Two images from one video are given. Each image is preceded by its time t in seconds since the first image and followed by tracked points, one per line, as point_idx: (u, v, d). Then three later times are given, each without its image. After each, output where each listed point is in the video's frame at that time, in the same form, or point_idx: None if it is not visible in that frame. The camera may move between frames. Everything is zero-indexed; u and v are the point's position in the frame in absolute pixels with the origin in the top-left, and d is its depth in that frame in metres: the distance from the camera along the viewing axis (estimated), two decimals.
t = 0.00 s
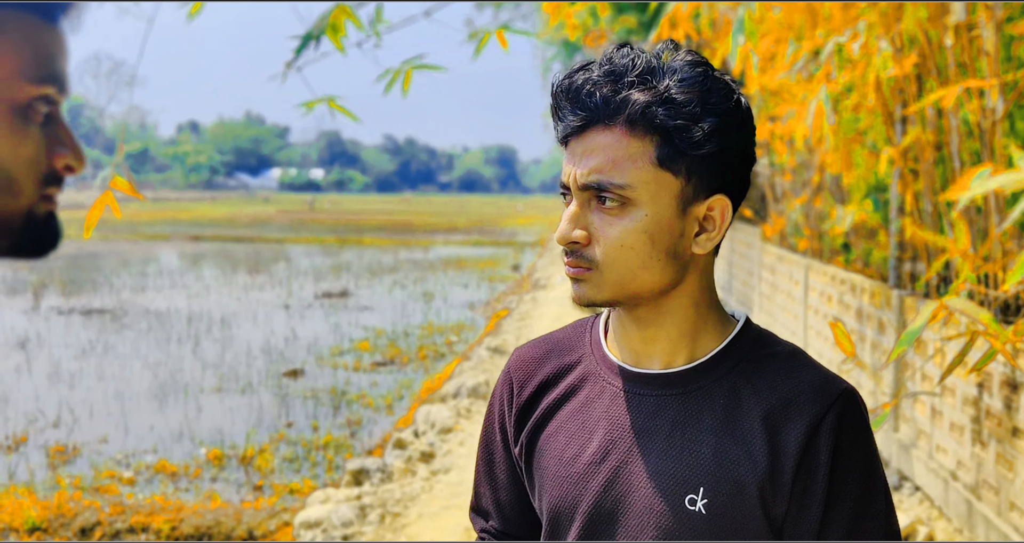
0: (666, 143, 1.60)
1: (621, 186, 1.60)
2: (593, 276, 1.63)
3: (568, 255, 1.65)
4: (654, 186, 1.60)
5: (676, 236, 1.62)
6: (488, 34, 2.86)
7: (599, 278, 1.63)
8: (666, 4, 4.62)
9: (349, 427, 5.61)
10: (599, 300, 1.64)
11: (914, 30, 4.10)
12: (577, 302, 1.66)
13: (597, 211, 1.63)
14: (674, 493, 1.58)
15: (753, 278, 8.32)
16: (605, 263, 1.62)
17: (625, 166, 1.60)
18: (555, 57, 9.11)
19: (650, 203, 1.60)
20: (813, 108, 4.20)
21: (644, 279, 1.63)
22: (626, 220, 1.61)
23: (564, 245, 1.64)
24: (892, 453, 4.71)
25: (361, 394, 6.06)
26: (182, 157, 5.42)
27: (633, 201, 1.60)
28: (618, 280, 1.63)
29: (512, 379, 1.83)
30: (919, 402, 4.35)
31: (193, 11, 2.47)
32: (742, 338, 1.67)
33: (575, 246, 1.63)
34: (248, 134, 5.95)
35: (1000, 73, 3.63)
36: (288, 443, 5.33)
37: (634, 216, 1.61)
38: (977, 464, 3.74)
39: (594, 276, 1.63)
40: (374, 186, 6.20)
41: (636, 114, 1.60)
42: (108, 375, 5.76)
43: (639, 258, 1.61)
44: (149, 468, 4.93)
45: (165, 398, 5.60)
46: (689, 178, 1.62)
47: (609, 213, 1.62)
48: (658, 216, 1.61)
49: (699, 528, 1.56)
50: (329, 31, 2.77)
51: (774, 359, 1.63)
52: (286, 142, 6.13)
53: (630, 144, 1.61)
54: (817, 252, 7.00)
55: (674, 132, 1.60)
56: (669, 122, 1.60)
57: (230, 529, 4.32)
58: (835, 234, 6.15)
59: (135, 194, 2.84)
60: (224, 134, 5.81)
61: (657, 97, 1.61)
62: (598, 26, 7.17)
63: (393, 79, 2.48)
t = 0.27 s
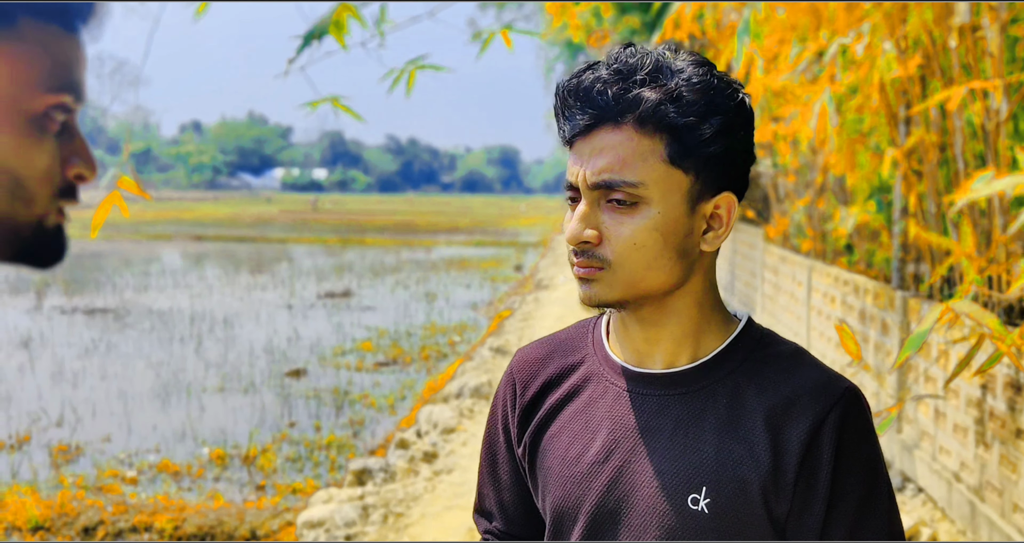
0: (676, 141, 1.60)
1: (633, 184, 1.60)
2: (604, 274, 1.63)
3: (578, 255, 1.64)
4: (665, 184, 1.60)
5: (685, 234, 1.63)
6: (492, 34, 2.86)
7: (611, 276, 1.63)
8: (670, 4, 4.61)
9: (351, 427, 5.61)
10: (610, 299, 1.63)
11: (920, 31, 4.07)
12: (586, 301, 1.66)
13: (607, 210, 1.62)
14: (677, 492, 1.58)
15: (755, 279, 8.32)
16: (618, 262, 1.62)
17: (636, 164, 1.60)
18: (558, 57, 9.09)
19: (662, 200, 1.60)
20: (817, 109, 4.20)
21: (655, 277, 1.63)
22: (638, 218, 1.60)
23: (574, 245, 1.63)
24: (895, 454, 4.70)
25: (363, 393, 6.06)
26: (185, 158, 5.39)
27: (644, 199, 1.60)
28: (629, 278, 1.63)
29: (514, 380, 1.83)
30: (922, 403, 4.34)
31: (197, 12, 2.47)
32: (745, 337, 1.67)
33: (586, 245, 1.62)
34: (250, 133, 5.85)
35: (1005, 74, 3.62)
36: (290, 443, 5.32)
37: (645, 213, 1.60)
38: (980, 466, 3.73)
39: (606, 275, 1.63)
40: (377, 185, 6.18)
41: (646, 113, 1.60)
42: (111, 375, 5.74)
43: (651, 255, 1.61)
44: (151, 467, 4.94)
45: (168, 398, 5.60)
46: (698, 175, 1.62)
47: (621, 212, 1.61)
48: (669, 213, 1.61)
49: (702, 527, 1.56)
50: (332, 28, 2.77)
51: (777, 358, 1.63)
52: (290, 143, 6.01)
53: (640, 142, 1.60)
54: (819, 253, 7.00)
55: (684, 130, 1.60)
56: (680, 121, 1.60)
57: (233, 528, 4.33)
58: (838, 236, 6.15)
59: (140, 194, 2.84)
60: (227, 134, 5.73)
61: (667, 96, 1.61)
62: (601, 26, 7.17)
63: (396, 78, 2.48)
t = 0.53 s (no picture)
0: (683, 142, 1.60)
1: (640, 187, 1.59)
2: (611, 278, 1.62)
3: (584, 259, 1.63)
4: (671, 186, 1.60)
5: (691, 235, 1.63)
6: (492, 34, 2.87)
7: (618, 280, 1.62)
8: (669, 3, 4.59)
9: (350, 426, 5.61)
10: (616, 303, 1.64)
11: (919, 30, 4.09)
12: (593, 305, 1.65)
13: (613, 213, 1.62)
14: (673, 490, 1.58)
15: (753, 279, 8.33)
16: (625, 265, 1.61)
17: (643, 166, 1.59)
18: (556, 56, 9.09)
19: (669, 203, 1.60)
20: (816, 109, 4.20)
21: (661, 279, 1.63)
22: (645, 221, 1.60)
23: (581, 249, 1.62)
24: (894, 454, 4.71)
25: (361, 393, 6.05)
26: (182, 157, 5.46)
27: (651, 202, 1.60)
28: (636, 281, 1.63)
29: (512, 381, 1.83)
30: (921, 403, 4.35)
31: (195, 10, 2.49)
32: (740, 336, 1.67)
33: (592, 249, 1.62)
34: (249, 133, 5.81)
35: (1004, 73, 3.62)
36: (289, 443, 5.31)
37: (653, 217, 1.60)
38: (979, 465, 3.74)
39: (613, 278, 1.62)
40: (375, 185, 6.15)
41: (654, 115, 1.59)
42: (110, 375, 5.69)
43: (658, 258, 1.61)
44: (150, 467, 4.93)
45: (166, 398, 5.59)
46: (702, 177, 1.62)
47: (628, 215, 1.61)
48: (677, 217, 1.60)
49: (699, 525, 1.56)
50: (333, 26, 2.77)
51: (773, 356, 1.63)
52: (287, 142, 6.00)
53: (647, 145, 1.59)
54: (817, 253, 7.01)
55: (691, 131, 1.60)
56: (688, 122, 1.60)
57: (232, 528, 4.33)
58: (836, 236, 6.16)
59: (142, 193, 2.84)
60: (226, 134, 5.71)
61: (674, 97, 1.60)
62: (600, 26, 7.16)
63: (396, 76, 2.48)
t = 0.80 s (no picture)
0: (680, 145, 1.60)
1: (637, 190, 1.59)
2: (607, 280, 1.62)
3: (579, 262, 1.62)
4: (667, 189, 1.60)
5: (686, 236, 1.63)
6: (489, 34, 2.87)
7: (614, 282, 1.62)
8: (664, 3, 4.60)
9: (345, 426, 5.62)
10: (613, 305, 1.64)
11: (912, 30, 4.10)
12: (588, 308, 1.65)
13: (609, 216, 1.61)
14: (665, 490, 1.58)
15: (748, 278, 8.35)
16: (621, 268, 1.61)
17: (639, 168, 1.59)
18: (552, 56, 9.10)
19: (665, 205, 1.60)
20: (810, 108, 4.21)
21: (658, 281, 1.63)
22: (641, 224, 1.60)
23: (577, 252, 1.61)
24: (889, 453, 4.72)
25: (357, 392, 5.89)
26: (176, 155, 5.72)
27: (648, 204, 1.60)
28: (633, 284, 1.63)
29: (504, 380, 1.83)
30: (915, 402, 4.36)
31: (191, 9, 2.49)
32: (733, 334, 1.67)
33: (588, 252, 1.61)
34: (243, 132, 5.78)
35: (997, 73, 3.64)
36: (284, 442, 5.36)
37: (649, 219, 1.60)
38: (973, 464, 3.75)
39: (609, 281, 1.62)
40: (370, 184, 6.11)
41: (652, 117, 1.59)
42: (105, 374, 5.51)
43: (655, 261, 1.61)
44: (145, 466, 4.98)
45: (161, 397, 5.53)
46: (698, 178, 1.63)
47: (624, 218, 1.60)
48: (672, 219, 1.60)
49: (691, 525, 1.56)
50: (330, 26, 2.77)
51: (764, 355, 1.63)
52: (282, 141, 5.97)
53: (643, 147, 1.59)
54: (812, 253, 7.03)
55: (688, 134, 1.60)
56: (685, 125, 1.60)
57: (226, 528, 4.37)
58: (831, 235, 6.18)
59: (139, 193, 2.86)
60: (220, 133, 5.73)
61: (671, 99, 1.60)
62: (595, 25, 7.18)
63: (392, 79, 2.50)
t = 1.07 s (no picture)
0: (681, 146, 1.60)
1: (638, 191, 1.59)
2: (607, 281, 1.62)
3: (579, 262, 1.62)
4: (668, 190, 1.60)
5: (685, 238, 1.64)
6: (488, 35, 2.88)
7: (614, 283, 1.62)
8: (663, 4, 4.59)
9: (343, 426, 5.51)
10: (612, 305, 1.64)
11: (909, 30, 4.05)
12: (588, 308, 1.64)
13: (610, 216, 1.61)
14: (661, 491, 1.58)
15: (746, 279, 8.36)
16: (621, 269, 1.61)
17: (640, 169, 1.59)
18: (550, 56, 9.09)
19: (666, 206, 1.61)
20: (808, 108, 4.22)
21: (657, 282, 1.64)
22: (642, 224, 1.60)
23: (577, 253, 1.61)
24: (886, 453, 4.73)
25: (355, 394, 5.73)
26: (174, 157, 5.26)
27: (648, 205, 1.60)
28: (632, 284, 1.63)
29: (502, 381, 1.83)
30: (913, 403, 4.36)
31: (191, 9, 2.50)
32: (726, 339, 1.66)
33: (589, 253, 1.60)
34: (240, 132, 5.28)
35: (994, 74, 3.65)
36: (281, 443, 5.29)
37: (650, 219, 1.60)
38: (970, 464, 3.76)
39: (609, 281, 1.62)
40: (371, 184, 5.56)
41: (653, 118, 1.59)
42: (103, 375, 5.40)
43: (655, 261, 1.62)
44: (142, 466, 4.97)
45: (158, 397, 5.38)
46: (697, 180, 1.63)
47: (625, 218, 1.61)
48: (673, 220, 1.61)
49: (687, 526, 1.56)
50: (330, 27, 2.77)
51: (760, 356, 1.63)
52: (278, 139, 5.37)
53: (644, 148, 1.59)
54: (810, 253, 7.04)
55: (689, 135, 1.61)
56: (685, 126, 1.60)
57: (224, 528, 4.40)
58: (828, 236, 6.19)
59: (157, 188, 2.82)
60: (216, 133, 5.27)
61: (673, 100, 1.60)
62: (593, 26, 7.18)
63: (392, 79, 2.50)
